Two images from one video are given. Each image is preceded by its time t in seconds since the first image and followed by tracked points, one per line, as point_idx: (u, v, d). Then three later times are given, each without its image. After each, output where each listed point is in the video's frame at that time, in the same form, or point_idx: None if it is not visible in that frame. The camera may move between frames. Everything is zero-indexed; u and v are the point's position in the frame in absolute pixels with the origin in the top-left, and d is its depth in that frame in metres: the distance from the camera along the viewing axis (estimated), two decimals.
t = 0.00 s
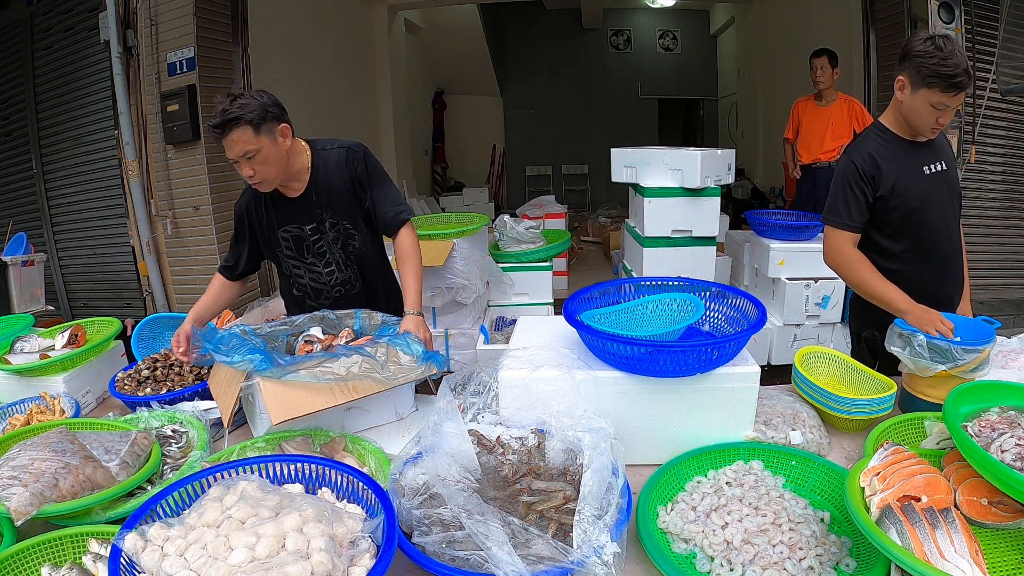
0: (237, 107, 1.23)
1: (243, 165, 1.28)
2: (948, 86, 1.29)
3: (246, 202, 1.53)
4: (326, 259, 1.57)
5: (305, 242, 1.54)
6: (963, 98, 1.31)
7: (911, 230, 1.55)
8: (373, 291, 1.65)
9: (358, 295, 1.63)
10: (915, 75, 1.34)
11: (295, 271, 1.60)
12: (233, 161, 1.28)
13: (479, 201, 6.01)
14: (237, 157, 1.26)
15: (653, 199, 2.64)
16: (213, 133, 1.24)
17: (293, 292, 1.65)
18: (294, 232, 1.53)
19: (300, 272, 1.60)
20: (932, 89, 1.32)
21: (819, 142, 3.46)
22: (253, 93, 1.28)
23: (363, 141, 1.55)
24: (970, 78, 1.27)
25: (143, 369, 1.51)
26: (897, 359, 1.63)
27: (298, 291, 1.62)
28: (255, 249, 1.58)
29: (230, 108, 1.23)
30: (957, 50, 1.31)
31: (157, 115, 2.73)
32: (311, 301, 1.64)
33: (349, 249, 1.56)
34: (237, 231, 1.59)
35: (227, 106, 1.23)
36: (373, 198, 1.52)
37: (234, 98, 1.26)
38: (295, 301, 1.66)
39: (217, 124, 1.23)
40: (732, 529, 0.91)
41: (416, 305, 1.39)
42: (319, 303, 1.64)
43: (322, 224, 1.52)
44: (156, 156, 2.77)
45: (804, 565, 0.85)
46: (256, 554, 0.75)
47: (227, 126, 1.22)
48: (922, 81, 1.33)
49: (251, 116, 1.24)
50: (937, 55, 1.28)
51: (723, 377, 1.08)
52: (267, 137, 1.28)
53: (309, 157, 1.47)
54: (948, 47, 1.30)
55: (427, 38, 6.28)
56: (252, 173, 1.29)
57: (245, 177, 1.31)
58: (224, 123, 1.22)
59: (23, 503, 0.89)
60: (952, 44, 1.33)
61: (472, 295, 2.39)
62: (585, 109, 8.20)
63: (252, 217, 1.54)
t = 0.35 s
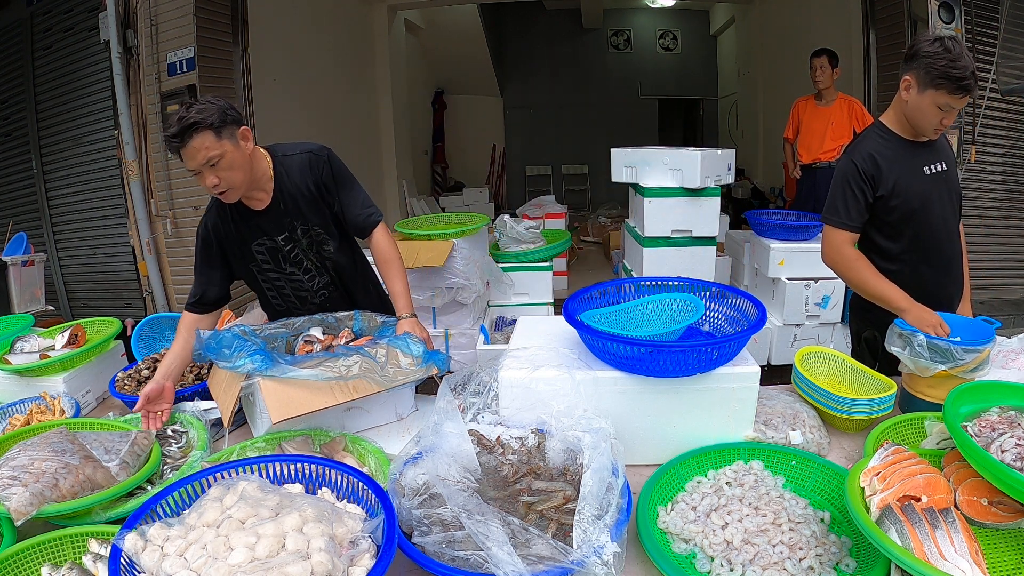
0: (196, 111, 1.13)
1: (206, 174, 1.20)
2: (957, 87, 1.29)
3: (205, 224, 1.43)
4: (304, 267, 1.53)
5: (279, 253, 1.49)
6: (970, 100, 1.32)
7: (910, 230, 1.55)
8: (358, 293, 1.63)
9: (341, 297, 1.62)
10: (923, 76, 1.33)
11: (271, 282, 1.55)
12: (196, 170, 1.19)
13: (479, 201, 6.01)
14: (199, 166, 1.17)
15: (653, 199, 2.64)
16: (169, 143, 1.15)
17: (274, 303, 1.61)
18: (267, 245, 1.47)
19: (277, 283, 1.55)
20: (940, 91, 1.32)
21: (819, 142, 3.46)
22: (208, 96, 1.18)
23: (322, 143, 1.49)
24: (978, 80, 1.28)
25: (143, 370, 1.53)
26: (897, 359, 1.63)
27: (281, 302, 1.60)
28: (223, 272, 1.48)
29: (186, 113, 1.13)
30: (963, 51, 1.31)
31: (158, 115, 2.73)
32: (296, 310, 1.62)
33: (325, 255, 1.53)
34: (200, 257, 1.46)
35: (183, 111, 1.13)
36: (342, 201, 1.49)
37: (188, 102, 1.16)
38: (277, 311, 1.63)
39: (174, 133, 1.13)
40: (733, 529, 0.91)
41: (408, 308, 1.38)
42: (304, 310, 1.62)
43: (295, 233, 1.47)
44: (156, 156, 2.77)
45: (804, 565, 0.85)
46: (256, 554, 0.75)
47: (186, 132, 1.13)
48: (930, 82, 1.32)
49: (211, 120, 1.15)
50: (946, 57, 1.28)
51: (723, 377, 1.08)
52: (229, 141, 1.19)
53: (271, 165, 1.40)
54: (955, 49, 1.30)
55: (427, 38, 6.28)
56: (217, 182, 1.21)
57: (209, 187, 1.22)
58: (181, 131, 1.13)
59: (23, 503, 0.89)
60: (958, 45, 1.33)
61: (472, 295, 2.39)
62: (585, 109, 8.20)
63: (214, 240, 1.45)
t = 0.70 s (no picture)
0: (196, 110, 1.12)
1: (207, 176, 1.18)
2: (959, 90, 1.29)
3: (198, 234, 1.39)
4: (301, 272, 1.53)
5: (277, 260, 1.49)
6: (972, 102, 1.31)
7: (910, 230, 1.55)
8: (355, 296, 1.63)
9: (338, 300, 1.62)
10: (925, 77, 1.33)
11: (269, 289, 1.55)
12: (195, 172, 1.17)
13: (480, 201, 6.01)
14: (200, 168, 1.16)
15: (653, 199, 2.64)
16: (168, 143, 1.12)
17: (271, 310, 1.60)
18: (264, 252, 1.46)
19: (274, 289, 1.55)
20: (942, 92, 1.32)
21: (819, 142, 3.46)
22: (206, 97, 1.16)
23: (315, 147, 1.48)
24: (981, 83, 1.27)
25: (142, 370, 1.53)
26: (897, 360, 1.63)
27: (279, 309, 1.59)
28: (218, 282, 1.44)
29: (187, 113, 1.11)
30: (968, 53, 1.31)
31: (158, 115, 2.73)
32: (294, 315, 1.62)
33: (321, 259, 1.53)
34: (195, 268, 1.42)
35: (184, 110, 1.11)
36: (337, 204, 1.49)
37: (186, 102, 1.14)
38: (275, 319, 1.62)
39: (173, 132, 1.11)
40: (732, 529, 0.91)
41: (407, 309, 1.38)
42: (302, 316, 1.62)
43: (291, 239, 1.47)
44: (156, 156, 2.77)
45: (804, 565, 0.85)
46: (256, 554, 0.75)
47: (188, 132, 1.11)
48: (933, 84, 1.32)
49: (214, 120, 1.14)
50: (950, 58, 1.28)
51: (723, 377, 1.08)
52: (231, 142, 1.19)
53: (265, 171, 1.38)
54: (960, 50, 1.29)
55: (427, 38, 6.28)
56: (218, 185, 1.19)
57: (208, 189, 1.20)
58: (182, 131, 1.11)
59: (22, 507, 0.89)
60: (963, 47, 1.32)
61: (472, 295, 2.39)
62: (585, 109, 8.20)
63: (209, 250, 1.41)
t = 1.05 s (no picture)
0: (201, 117, 1.11)
1: (205, 184, 1.17)
2: (960, 95, 1.29)
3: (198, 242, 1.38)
4: (301, 276, 1.53)
5: (277, 265, 1.49)
6: (972, 107, 1.31)
7: (910, 231, 1.55)
8: (354, 298, 1.64)
9: (338, 303, 1.63)
10: (927, 80, 1.33)
11: (269, 294, 1.55)
12: (193, 178, 1.16)
13: (479, 201, 6.01)
14: (200, 174, 1.15)
15: (653, 199, 2.64)
16: (169, 147, 1.11)
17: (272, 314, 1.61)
18: (264, 257, 1.46)
19: (275, 294, 1.55)
20: (943, 97, 1.32)
21: (819, 142, 3.46)
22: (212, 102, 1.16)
23: (314, 149, 1.48)
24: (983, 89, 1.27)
25: (143, 370, 1.53)
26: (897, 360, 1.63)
27: (281, 313, 1.59)
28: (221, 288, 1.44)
29: (192, 120, 1.10)
30: (971, 57, 1.30)
31: (158, 115, 2.73)
32: (295, 319, 1.62)
33: (321, 263, 1.54)
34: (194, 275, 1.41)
35: (189, 116, 1.10)
36: (337, 208, 1.49)
37: (190, 105, 1.14)
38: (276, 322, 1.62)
39: (174, 138, 1.10)
40: (732, 529, 0.91)
41: (407, 311, 1.39)
42: (304, 319, 1.63)
43: (292, 244, 1.47)
44: (156, 156, 2.77)
45: (804, 565, 0.85)
46: (256, 554, 0.75)
47: (191, 138, 1.10)
48: (934, 88, 1.32)
49: (218, 128, 1.13)
50: (952, 63, 1.27)
51: (723, 377, 1.08)
52: (233, 152, 1.18)
53: (264, 176, 1.38)
54: (963, 55, 1.29)
55: (427, 38, 6.28)
56: (216, 193, 1.19)
57: (207, 197, 1.20)
58: (184, 137, 1.10)
59: (4, 516, 0.88)
60: (966, 51, 1.31)
61: (472, 294, 2.38)
62: (585, 109, 8.20)
63: (208, 256, 1.40)
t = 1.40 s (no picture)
0: (196, 123, 1.10)
1: (205, 188, 1.18)
2: (959, 97, 1.29)
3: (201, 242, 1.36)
4: (303, 277, 1.53)
5: (279, 266, 1.48)
6: (972, 110, 1.31)
7: (910, 231, 1.55)
8: (355, 298, 1.64)
9: (339, 304, 1.63)
10: (927, 81, 1.33)
11: (271, 295, 1.54)
12: (193, 182, 1.16)
13: (479, 201, 6.01)
14: (199, 178, 1.15)
15: (653, 199, 2.64)
16: (167, 151, 1.11)
17: (273, 315, 1.60)
18: (267, 258, 1.46)
19: (277, 295, 1.54)
20: (943, 98, 1.32)
21: (819, 142, 3.46)
22: (208, 105, 1.15)
23: (314, 150, 1.48)
24: (982, 92, 1.27)
25: (143, 370, 1.53)
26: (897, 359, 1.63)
27: (282, 314, 1.59)
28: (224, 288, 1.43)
29: (189, 124, 1.10)
30: (972, 59, 1.30)
31: (158, 115, 2.73)
32: (296, 320, 1.62)
33: (323, 263, 1.54)
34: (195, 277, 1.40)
35: (185, 121, 1.10)
36: (337, 208, 1.49)
37: (187, 108, 1.13)
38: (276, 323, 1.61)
39: (172, 143, 1.10)
40: (732, 529, 0.91)
41: (407, 314, 1.40)
42: (304, 320, 1.62)
43: (294, 244, 1.47)
44: (156, 156, 2.77)
45: (804, 565, 0.85)
46: (256, 554, 0.75)
47: (189, 143, 1.10)
48: (933, 89, 1.32)
49: (215, 132, 1.13)
50: (952, 65, 1.27)
51: (723, 377, 1.08)
52: (232, 154, 1.18)
53: (265, 177, 1.37)
54: (964, 57, 1.28)
55: (427, 39, 6.28)
56: (216, 197, 1.20)
57: (207, 200, 1.20)
58: (182, 142, 1.10)
59: None
60: (968, 53, 1.31)
61: (472, 294, 2.38)
62: (585, 109, 8.20)
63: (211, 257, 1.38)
